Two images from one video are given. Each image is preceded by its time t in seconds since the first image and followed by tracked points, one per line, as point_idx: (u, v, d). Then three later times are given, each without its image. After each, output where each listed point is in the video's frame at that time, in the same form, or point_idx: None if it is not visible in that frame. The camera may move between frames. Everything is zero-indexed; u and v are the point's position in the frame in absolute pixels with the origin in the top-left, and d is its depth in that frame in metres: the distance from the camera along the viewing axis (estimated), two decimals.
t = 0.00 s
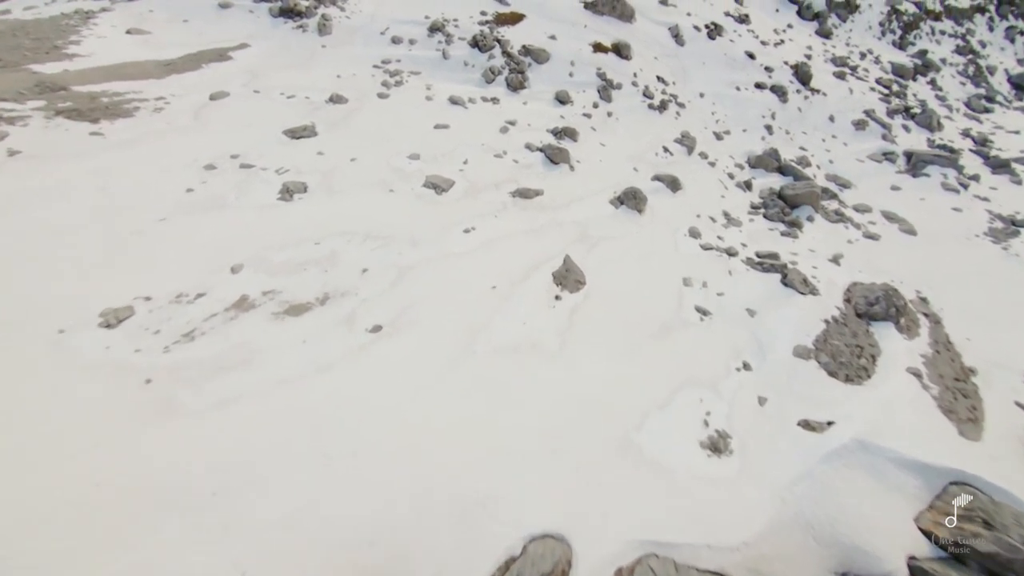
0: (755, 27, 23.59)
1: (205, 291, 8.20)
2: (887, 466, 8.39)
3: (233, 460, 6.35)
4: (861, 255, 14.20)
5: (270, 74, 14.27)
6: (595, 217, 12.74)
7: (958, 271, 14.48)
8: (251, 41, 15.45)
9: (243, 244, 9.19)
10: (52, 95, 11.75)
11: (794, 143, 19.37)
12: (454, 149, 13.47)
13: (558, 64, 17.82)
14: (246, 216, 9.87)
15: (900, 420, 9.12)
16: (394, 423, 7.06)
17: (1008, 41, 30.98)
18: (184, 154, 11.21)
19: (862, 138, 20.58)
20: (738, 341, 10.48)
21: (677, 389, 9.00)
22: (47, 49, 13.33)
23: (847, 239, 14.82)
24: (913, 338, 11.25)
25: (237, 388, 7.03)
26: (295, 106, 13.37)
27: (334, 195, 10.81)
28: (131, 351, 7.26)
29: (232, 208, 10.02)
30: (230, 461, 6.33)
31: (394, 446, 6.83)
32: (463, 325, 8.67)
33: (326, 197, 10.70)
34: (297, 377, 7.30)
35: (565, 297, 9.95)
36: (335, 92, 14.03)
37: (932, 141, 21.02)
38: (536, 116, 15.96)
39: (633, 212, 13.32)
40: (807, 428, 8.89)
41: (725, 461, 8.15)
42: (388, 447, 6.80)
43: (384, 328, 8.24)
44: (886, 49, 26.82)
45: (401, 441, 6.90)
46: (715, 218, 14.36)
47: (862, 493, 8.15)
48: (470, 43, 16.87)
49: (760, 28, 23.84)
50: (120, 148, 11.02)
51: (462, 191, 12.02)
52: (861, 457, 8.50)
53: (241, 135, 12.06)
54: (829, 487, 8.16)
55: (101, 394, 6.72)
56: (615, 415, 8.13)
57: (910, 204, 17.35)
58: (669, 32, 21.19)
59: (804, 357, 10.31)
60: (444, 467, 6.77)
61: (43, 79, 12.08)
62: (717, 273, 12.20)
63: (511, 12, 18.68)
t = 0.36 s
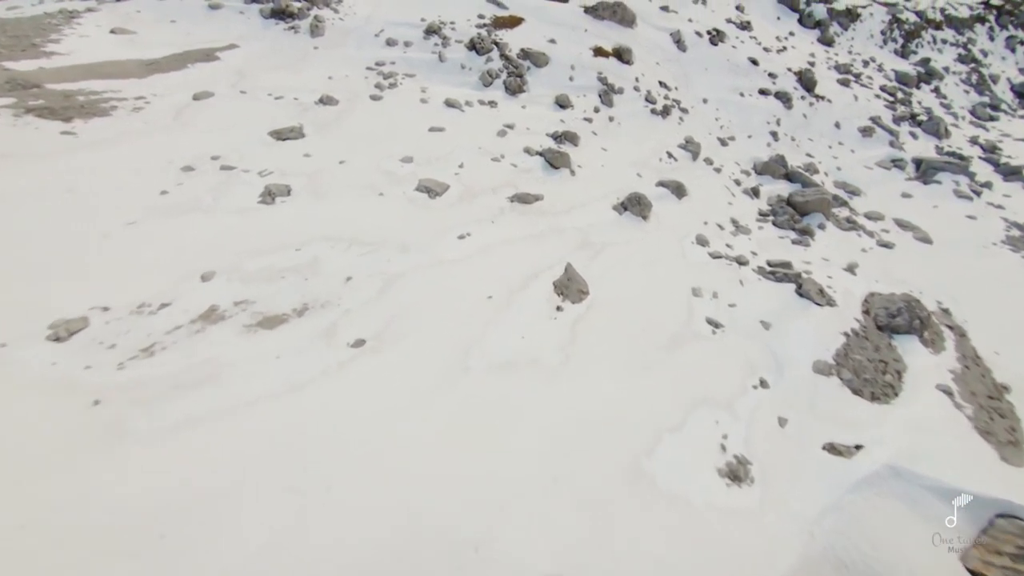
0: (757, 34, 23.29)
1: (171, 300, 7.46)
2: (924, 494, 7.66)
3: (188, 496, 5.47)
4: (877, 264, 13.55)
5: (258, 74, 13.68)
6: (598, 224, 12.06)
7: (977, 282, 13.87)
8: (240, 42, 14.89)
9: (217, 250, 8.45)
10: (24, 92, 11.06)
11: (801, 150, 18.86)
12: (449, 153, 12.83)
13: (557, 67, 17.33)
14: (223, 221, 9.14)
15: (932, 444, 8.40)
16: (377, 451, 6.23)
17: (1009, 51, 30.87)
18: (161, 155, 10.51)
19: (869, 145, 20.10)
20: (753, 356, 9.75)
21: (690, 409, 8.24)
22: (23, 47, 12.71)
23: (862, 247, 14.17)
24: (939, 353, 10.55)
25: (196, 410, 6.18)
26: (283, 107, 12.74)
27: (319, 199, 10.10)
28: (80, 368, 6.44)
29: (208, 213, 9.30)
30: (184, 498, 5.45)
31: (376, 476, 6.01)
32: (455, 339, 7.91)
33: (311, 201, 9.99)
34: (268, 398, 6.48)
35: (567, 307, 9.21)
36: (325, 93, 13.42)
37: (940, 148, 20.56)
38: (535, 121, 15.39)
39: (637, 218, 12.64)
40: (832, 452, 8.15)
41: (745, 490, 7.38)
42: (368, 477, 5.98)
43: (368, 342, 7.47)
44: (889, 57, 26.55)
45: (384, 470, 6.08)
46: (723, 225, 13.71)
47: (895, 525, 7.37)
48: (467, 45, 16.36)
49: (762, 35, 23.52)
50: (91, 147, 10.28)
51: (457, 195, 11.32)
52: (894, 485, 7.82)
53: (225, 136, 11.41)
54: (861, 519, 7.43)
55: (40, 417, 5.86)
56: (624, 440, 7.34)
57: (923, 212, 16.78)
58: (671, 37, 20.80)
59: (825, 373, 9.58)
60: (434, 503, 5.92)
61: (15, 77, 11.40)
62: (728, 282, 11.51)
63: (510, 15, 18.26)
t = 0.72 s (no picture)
0: (758, 45, 23.09)
1: (129, 313, 6.69)
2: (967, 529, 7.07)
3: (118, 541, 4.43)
4: (894, 276, 12.89)
5: (246, 78, 13.12)
6: (600, 232, 11.39)
7: (998, 294, 13.23)
8: (229, 45, 14.37)
9: (184, 259, 7.70)
10: None
11: (806, 159, 18.39)
12: (444, 158, 12.17)
13: (557, 74, 16.90)
14: (196, 227, 8.41)
15: (971, 473, 7.76)
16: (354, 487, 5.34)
17: (1006, 64, 30.90)
18: (134, 157, 9.82)
19: (875, 155, 19.67)
20: (771, 374, 9.00)
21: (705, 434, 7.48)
22: None
23: (876, 258, 13.54)
24: (969, 371, 9.84)
25: (138, 438, 5.29)
26: (269, 110, 12.13)
27: (302, 204, 9.38)
28: (14, 389, 5.59)
29: (181, 218, 8.57)
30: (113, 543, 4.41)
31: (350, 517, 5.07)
32: (445, 356, 7.12)
33: (293, 206, 9.26)
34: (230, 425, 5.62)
35: (569, 322, 8.46)
36: (315, 96, 12.83)
37: (947, 158, 20.15)
38: (534, 127, 14.83)
39: (642, 227, 11.95)
40: (866, 483, 7.44)
41: (772, 527, 6.60)
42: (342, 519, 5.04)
43: (347, 360, 6.68)
44: (889, 68, 26.39)
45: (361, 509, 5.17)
46: (732, 235, 13.06)
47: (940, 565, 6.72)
48: (463, 51, 15.91)
49: (762, 45, 23.33)
50: (59, 148, 9.57)
51: (451, 202, 10.61)
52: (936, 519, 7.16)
53: (206, 139, 10.77)
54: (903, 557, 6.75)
55: None
56: (637, 471, 6.55)
57: (936, 222, 16.21)
58: (671, 46, 20.48)
59: (850, 394, 8.83)
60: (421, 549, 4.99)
61: None
62: (740, 295, 10.81)
63: (508, 23, 17.90)
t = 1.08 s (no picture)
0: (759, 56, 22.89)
1: (77, 327, 5.92)
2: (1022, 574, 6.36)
3: None
4: (914, 289, 12.20)
5: (234, 82, 12.60)
6: (604, 242, 10.71)
7: None
8: (218, 50, 13.91)
9: (147, 267, 6.96)
10: None
11: (813, 170, 17.89)
12: (437, 165, 11.43)
13: (557, 82, 16.48)
14: (165, 233, 7.68)
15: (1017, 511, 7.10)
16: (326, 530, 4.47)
17: (1006, 77, 30.88)
18: (105, 160, 9.15)
19: (883, 165, 19.21)
20: (793, 396, 8.24)
21: (724, 464, 6.70)
22: None
23: (894, 270, 12.88)
24: (1007, 391, 9.08)
25: (65, 473, 4.43)
26: (256, 115, 11.55)
27: (284, 210, 8.70)
28: None
29: (149, 224, 7.85)
30: None
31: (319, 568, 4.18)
32: (434, 376, 6.35)
33: (274, 212, 8.57)
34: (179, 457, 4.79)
35: (573, 338, 7.69)
36: (304, 101, 12.26)
37: (956, 169, 19.70)
38: (533, 135, 14.27)
39: (649, 237, 11.26)
40: (909, 520, 6.75)
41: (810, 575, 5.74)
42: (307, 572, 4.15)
43: (322, 382, 5.89)
44: (891, 80, 26.21)
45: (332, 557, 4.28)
46: (742, 246, 12.42)
47: None
48: (461, 58, 15.49)
49: (763, 57, 23.13)
50: (25, 149, 8.91)
51: (444, 210, 9.82)
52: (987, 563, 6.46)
53: (186, 143, 10.14)
54: None
55: None
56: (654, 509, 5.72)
57: (952, 232, 15.59)
58: (672, 57, 20.20)
59: (881, 418, 8.11)
60: None
61: None
62: (754, 309, 10.11)
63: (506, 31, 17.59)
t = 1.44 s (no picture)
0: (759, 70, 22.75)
1: (5, 344, 5.13)
2: None
3: None
4: (937, 304, 11.50)
5: (220, 89, 12.10)
6: (608, 253, 10.02)
7: None
8: (206, 58, 13.47)
9: (100, 277, 6.22)
10: None
11: (820, 182, 17.43)
12: (430, 173, 10.73)
13: (556, 93, 16.09)
14: (126, 241, 6.95)
15: None
16: None
17: (1003, 93, 30.97)
18: (70, 164, 8.47)
19: (890, 177, 18.77)
20: (822, 421, 7.45)
21: (752, 502, 5.87)
22: None
23: (914, 284, 12.22)
24: None
25: None
26: (240, 121, 10.98)
27: (262, 217, 8.03)
28: None
29: (110, 230, 7.12)
30: None
31: None
32: (419, 401, 5.55)
33: (250, 220, 7.89)
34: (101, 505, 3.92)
35: (578, 358, 6.92)
36: (292, 107, 11.73)
37: (964, 181, 19.28)
38: (532, 145, 13.69)
39: (655, 249, 10.58)
40: (970, 567, 5.84)
41: None
42: None
43: (288, 411, 5.08)
44: (890, 95, 26.11)
45: None
46: (753, 259, 11.78)
47: None
48: (457, 68, 15.09)
49: (763, 71, 22.99)
50: None
51: (436, 219, 9.09)
52: None
53: (162, 148, 9.51)
54: None
55: None
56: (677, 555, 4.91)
57: (968, 244, 14.99)
58: (672, 70, 19.97)
59: (922, 446, 7.28)
60: None
61: None
62: (771, 325, 9.39)
63: (504, 42, 17.31)
